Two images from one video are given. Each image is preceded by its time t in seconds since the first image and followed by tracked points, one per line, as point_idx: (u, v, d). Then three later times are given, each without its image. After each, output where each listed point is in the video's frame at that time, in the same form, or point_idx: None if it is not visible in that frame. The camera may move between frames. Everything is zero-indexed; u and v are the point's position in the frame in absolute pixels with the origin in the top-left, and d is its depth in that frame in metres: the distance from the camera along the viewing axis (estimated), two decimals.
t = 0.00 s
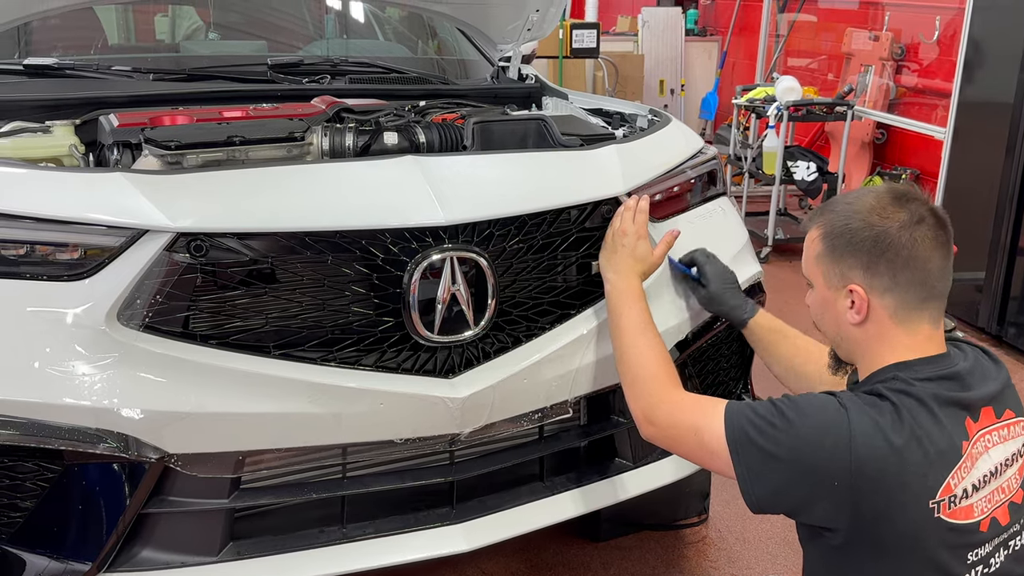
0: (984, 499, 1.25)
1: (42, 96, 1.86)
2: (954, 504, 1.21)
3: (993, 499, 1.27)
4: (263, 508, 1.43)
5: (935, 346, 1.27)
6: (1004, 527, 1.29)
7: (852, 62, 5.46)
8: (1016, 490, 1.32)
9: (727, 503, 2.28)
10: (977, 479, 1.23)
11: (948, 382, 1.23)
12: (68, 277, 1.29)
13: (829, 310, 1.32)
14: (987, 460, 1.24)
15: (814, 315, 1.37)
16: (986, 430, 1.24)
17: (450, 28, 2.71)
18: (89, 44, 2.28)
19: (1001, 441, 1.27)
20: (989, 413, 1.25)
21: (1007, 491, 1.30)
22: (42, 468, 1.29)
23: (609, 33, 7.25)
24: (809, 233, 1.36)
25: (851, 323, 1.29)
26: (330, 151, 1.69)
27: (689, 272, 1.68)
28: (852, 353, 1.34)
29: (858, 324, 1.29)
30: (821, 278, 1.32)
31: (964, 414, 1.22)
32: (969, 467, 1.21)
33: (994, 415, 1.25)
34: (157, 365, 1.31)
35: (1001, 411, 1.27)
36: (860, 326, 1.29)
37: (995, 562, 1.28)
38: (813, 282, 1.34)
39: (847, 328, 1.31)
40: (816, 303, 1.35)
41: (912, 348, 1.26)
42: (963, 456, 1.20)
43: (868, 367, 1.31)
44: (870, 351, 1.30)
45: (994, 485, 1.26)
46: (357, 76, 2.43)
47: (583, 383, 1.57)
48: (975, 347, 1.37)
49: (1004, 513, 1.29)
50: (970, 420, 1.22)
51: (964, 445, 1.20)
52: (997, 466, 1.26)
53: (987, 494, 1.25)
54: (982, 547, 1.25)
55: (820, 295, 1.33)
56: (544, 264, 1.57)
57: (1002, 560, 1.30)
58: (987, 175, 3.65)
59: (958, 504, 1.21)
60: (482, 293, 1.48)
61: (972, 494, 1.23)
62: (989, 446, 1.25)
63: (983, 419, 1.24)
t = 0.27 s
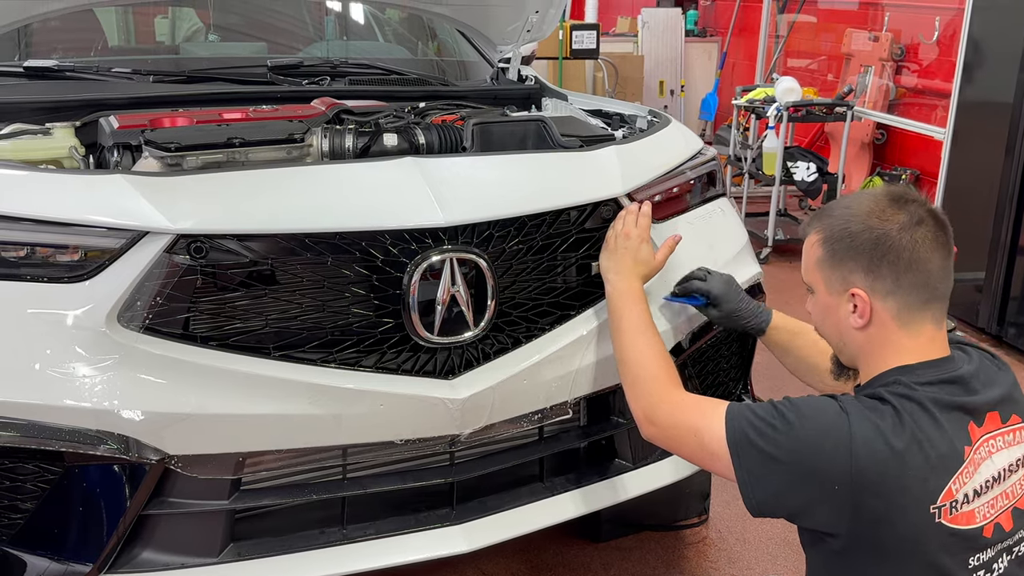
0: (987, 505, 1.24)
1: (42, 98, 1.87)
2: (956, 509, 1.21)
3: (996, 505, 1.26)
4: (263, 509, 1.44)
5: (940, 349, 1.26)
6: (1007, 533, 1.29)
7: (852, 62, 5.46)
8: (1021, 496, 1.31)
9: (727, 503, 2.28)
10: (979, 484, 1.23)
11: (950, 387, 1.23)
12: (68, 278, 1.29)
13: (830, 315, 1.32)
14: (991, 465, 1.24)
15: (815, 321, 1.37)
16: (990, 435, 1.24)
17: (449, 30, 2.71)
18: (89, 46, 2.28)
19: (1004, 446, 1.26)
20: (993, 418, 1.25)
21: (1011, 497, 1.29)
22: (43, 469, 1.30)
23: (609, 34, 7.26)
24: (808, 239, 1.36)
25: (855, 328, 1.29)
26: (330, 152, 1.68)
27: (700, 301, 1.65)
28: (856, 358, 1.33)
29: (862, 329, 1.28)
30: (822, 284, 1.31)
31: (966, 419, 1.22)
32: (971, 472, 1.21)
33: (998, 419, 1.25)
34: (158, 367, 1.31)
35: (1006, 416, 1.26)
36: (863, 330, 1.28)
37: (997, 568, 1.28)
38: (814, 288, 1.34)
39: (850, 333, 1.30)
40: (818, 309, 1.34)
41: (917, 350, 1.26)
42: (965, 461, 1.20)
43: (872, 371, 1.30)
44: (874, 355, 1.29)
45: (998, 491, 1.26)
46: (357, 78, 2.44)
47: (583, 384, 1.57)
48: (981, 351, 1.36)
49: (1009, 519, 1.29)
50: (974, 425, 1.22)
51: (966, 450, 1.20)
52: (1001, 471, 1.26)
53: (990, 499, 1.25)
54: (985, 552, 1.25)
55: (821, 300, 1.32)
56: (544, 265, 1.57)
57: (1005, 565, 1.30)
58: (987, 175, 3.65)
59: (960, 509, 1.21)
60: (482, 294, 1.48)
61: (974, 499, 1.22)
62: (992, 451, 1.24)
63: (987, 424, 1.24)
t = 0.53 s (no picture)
0: (984, 505, 1.24)
1: (40, 98, 1.86)
2: (954, 511, 1.20)
3: (993, 504, 1.26)
4: (261, 510, 1.43)
5: (927, 353, 1.27)
6: (1005, 532, 1.29)
7: (851, 62, 5.46)
8: (1016, 494, 1.31)
9: (726, 503, 2.28)
10: (976, 485, 1.22)
11: (945, 389, 1.23)
12: (66, 279, 1.29)
13: (815, 320, 1.32)
14: (987, 466, 1.24)
15: (801, 324, 1.37)
16: (985, 435, 1.24)
17: (448, 30, 2.71)
18: (87, 47, 2.28)
19: (1000, 446, 1.26)
20: (987, 417, 1.24)
21: (1007, 496, 1.29)
22: (40, 470, 1.29)
23: (608, 34, 7.25)
24: (794, 243, 1.35)
25: (840, 334, 1.29)
26: (327, 152, 1.67)
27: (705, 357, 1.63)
28: (843, 361, 1.34)
29: (846, 335, 1.29)
30: (808, 289, 1.31)
31: (961, 420, 1.21)
32: (968, 473, 1.21)
33: (992, 419, 1.25)
34: (155, 368, 1.31)
35: (1000, 415, 1.26)
36: (848, 337, 1.29)
37: (997, 568, 1.28)
38: (800, 293, 1.33)
39: (834, 338, 1.31)
40: (803, 313, 1.34)
41: (902, 357, 1.26)
42: (962, 462, 1.20)
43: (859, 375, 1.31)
44: (859, 360, 1.30)
45: (994, 490, 1.26)
46: (356, 78, 2.44)
47: (581, 384, 1.57)
48: (973, 351, 1.36)
49: (1005, 518, 1.29)
50: (968, 425, 1.22)
51: (962, 452, 1.20)
52: (997, 471, 1.25)
53: (987, 500, 1.25)
54: (984, 553, 1.25)
55: (806, 306, 1.32)
56: (541, 265, 1.57)
57: (1005, 564, 1.30)
58: (986, 175, 3.65)
59: (957, 511, 1.21)
60: (479, 294, 1.48)
61: (971, 500, 1.22)
62: (988, 450, 1.24)
63: (982, 424, 1.24)
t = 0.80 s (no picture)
0: (984, 509, 1.24)
1: (37, 98, 1.86)
2: (952, 514, 1.20)
3: (994, 509, 1.26)
4: (258, 510, 1.43)
5: (934, 351, 1.26)
6: (1005, 538, 1.28)
7: (850, 62, 5.46)
8: (1019, 500, 1.31)
9: (725, 502, 2.27)
10: (977, 489, 1.22)
11: (948, 390, 1.22)
12: (62, 280, 1.29)
13: (822, 320, 1.32)
14: (990, 470, 1.24)
15: (809, 325, 1.37)
16: (989, 439, 1.24)
17: (446, 30, 2.70)
18: (84, 47, 2.27)
19: (1003, 450, 1.26)
20: (992, 421, 1.24)
21: (1009, 501, 1.29)
22: (37, 472, 1.29)
23: (607, 35, 7.26)
24: (798, 243, 1.36)
25: (847, 333, 1.29)
26: (325, 153, 1.67)
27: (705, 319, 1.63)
28: (852, 361, 1.33)
29: (854, 333, 1.28)
30: (813, 289, 1.31)
31: (964, 423, 1.21)
32: (969, 476, 1.21)
33: (997, 424, 1.25)
34: (152, 368, 1.30)
35: (1005, 419, 1.26)
36: (856, 335, 1.29)
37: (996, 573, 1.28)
38: (805, 292, 1.34)
39: (842, 337, 1.31)
40: (810, 313, 1.34)
41: (910, 354, 1.26)
42: (963, 465, 1.20)
43: (867, 374, 1.31)
44: (868, 359, 1.29)
45: (996, 495, 1.26)
46: (353, 78, 2.44)
47: (579, 383, 1.57)
48: (979, 354, 1.36)
49: (1006, 523, 1.29)
50: (973, 428, 1.22)
51: (963, 454, 1.20)
52: (1000, 475, 1.25)
53: (988, 504, 1.24)
54: (982, 557, 1.25)
55: (813, 306, 1.33)
56: (539, 265, 1.57)
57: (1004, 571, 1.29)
58: (985, 174, 3.64)
59: (956, 513, 1.21)
60: (476, 294, 1.48)
61: (971, 504, 1.22)
62: (991, 455, 1.24)
63: (986, 428, 1.23)
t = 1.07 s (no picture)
0: (980, 505, 1.24)
1: (34, 97, 1.86)
2: (948, 512, 1.20)
3: (990, 505, 1.26)
4: (255, 509, 1.43)
5: (926, 352, 1.27)
6: (1002, 533, 1.28)
7: (848, 61, 5.46)
8: (1015, 494, 1.31)
9: (723, 501, 2.27)
10: (972, 486, 1.22)
11: (939, 389, 1.22)
12: (59, 278, 1.29)
13: (815, 319, 1.32)
14: (985, 466, 1.24)
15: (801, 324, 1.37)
16: (982, 436, 1.24)
17: (444, 29, 2.70)
18: (81, 46, 2.27)
19: (998, 446, 1.26)
20: (985, 418, 1.24)
21: (1005, 496, 1.29)
22: (34, 470, 1.29)
23: (606, 34, 7.26)
24: (793, 242, 1.35)
25: (840, 333, 1.29)
26: (322, 151, 1.67)
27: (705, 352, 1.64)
28: (843, 360, 1.33)
29: (847, 334, 1.28)
30: (807, 289, 1.31)
31: (957, 421, 1.21)
32: (964, 474, 1.21)
33: (990, 420, 1.25)
34: (149, 367, 1.31)
35: (998, 415, 1.26)
36: (849, 335, 1.28)
37: (993, 568, 1.28)
38: (799, 292, 1.33)
39: (834, 337, 1.30)
40: (803, 312, 1.34)
41: (902, 356, 1.26)
42: (958, 463, 1.20)
43: (859, 375, 1.31)
44: (860, 360, 1.29)
45: (991, 491, 1.26)
46: (351, 77, 2.44)
47: (576, 382, 1.57)
48: (971, 352, 1.36)
49: (1002, 518, 1.29)
50: (966, 426, 1.22)
51: (958, 453, 1.20)
52: (995, 471, 1.25)
53: (983, 500, 1.24)
54: (979, 554, 1.25)
55: (806, 305, 1.32)
56: (536, 264, 1.57)
57: (1001, 566, 1.30)
58: (983, 173, 3.64)
59: (952, 511, 1.21)
60: (473, 293, 1.48)
61: (967, 501, 1.22)
62: (985, 451, 1.24)
63: (979, 425, 1.23)
